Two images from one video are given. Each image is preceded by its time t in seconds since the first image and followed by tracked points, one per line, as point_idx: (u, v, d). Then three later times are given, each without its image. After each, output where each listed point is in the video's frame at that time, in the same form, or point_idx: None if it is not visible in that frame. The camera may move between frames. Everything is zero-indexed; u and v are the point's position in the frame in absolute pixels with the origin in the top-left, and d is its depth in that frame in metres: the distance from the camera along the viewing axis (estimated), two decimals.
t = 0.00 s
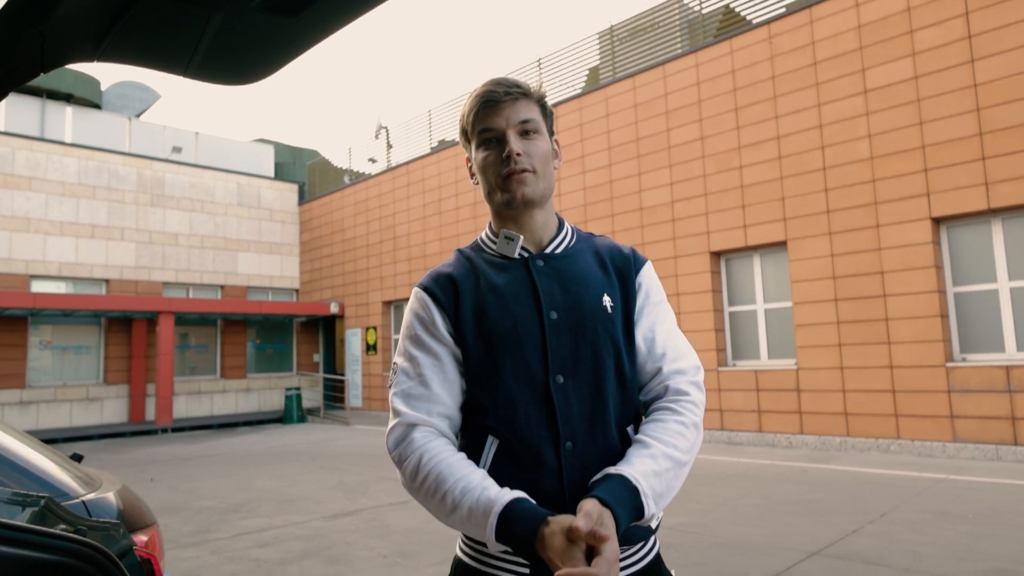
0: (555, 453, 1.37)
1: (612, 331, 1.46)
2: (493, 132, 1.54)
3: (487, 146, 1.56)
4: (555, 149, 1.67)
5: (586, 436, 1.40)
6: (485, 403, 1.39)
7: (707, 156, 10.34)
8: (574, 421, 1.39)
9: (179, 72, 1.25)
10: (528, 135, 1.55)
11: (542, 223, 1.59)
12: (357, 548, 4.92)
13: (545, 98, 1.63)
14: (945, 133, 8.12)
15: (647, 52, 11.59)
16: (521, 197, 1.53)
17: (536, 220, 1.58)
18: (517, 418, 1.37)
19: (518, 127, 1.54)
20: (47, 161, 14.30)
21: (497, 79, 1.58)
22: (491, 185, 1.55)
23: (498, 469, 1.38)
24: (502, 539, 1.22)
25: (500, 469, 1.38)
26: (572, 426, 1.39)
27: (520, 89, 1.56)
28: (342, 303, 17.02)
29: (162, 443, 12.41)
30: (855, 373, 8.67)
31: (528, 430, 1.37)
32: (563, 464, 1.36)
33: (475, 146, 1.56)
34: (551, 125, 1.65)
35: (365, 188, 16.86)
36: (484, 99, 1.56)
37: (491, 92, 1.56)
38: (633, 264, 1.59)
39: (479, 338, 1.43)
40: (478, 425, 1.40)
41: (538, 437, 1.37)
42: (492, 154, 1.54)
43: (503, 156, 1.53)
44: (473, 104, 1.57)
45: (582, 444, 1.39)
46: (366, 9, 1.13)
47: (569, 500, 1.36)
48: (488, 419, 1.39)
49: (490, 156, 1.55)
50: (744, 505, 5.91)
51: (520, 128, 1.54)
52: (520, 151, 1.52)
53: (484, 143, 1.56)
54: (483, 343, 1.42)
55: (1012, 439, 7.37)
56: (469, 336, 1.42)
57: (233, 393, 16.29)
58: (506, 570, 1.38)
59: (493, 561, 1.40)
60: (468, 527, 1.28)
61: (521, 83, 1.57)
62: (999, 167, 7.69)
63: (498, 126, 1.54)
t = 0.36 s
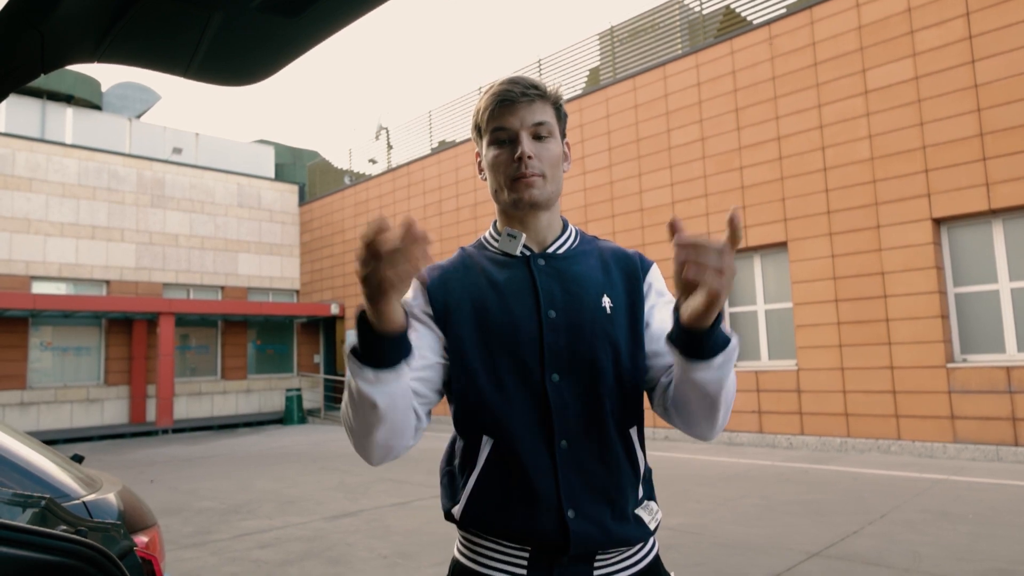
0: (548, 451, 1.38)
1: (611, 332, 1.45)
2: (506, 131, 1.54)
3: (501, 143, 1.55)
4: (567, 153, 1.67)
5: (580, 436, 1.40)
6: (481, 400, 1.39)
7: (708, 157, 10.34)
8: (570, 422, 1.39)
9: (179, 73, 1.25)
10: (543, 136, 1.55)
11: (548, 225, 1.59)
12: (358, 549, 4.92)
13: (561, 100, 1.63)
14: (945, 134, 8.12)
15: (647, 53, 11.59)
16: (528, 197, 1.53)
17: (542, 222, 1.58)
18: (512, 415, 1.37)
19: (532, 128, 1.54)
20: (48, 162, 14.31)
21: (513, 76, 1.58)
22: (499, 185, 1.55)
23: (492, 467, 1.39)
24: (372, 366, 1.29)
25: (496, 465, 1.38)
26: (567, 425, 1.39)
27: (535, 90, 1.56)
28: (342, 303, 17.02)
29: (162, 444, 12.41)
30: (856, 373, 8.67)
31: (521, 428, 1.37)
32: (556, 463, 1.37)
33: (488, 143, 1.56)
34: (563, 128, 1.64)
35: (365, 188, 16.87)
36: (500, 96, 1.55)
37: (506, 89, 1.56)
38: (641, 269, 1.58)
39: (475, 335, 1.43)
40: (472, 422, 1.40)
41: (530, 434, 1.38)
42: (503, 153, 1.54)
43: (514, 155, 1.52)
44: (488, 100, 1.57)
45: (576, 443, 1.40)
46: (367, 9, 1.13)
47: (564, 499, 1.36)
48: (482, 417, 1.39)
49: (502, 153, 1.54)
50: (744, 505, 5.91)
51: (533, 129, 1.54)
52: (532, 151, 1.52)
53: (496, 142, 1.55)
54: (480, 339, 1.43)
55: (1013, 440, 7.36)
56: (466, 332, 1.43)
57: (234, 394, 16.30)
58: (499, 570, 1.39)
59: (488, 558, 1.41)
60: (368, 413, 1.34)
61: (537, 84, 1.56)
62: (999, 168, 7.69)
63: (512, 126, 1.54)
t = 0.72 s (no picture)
0: (544, 449, 1.39)
1: (610, 331, 1.45)
2: (506, 133, 1.55)
3: (500, 143, 1.56)
4: (571, 154, 1.67)
5: (578, 436, 1.41)
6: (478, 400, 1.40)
7: (709, 157, 10.35)
8: (569, 421, 1.40)
9: (180, 73, 1.26)
10: (544, 138, 1.55)
11: (548, 226, 1.59)
12: (359, 548, 4.93)
13: (565, 100, 1.62)
14: (946, 133, 8.12)
15: (648, 52, 11.60)
16: (524, 200, 1.54)
17: (542, 223, 1.59)
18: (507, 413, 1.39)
19: (531, 131, 1.54)
20: (49, 162, 14.32)
21: (516, 76, 1.58)
22: (498, 186, 1.57)
23: (487, 465, 1.40)
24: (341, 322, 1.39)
25: (492, 464, 1.40)
26: (564, 425, 1.39)
27: (536, 91, 1.56)
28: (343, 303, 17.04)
29: (164, 444, 12.43)
30: (857, 373, 8.67)
31: (517, 426, 1.39)
32: (553, 462, 1.37)
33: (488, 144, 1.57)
34: (568, 129, 1.64)
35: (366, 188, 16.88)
36: (502, 96, 1.56)
37: (507, 89, 1.57)
38: (645, 269, 1.58)
39: (472, 334, 1.44)
40: (468, 422, 1.41)
41: (525, 433, 1.39)
42: (502, 154, 1.55)
43: (511, 157, 1.53)
44: (490, 101, 1.58)
45: (574, 443, 1.40)
46: (366, 10, 1.14)
47: (560, 499, 1.36)
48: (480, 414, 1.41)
49: (500, 153, 1.56)
50: (745, 505, 5.91)
51: (533, 133, 1.54)
52: (530, 154, 1.52)
53: (497, 143, 1.56)
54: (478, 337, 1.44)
55: (1014, 440, 7.36)
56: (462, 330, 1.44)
57: (235, 394, 16.31)
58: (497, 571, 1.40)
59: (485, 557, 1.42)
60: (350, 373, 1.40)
61: (540, 85, 1.56)
62: (1001, 168, 7.69)
63: (512, 128, 1.54)
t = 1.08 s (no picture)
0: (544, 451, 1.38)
1: (609, 331, 1.45)
2: (498, 133, 1.55)
3: (494, 145, 1.57)
4: (570, 150, 1.66)
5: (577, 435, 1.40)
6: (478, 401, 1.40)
7: (710, 155, 10.33)
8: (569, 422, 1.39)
9: (181, 72, 1.26)
10: (537, 138, 1.54)
11: (547, 224, 1.59)
12: (360, 546, 4.94)
13: (559, 96, 1.60)
14: (948, 131, 8.11)
15: (649, 50, 11.58)
16: (518, 200, 1.53)
17: (540, 222, 1.59)
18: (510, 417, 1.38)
19: (523, 131, 1.53)
20: (51, 161, 14.33)
21: (507, 77, 1.57)
22: (493, 187, 1.57)
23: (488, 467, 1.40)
24: (460, 468, 1.21)
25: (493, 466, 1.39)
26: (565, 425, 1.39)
27: (527, 91, 1.54)
28: (343, 301, 17.04)
29: (166, 442, 12.45)
30: (858, 371, 8.67)
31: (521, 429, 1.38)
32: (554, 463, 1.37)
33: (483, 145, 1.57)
34: (564, 125, 1.62)
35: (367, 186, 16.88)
36: (493, 97, 1.56)
37: (498, 91, 1.56)
38: (641, 270, 1.58)
39: (472, 335, 1.44)
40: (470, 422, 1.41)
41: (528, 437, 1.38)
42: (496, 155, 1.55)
43: (503, 158, 1.53)
44: (482, 102, 1.58)
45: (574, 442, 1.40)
46: (365, 8, 1.13)
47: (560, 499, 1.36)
48: (480, 415, 1.42)
49: (494, 155, 1.56)
50: (746, 503, 5.91)
51: (524, 132, 1.54)
52: (520, 155, 1.52)
53: (491, 144, 1.57)
54: (478, 338, 1.43)
55: (1015, 438, 7.36)
56: (464, 332, 1.44)
57: (236, 392, 16.33)
58: (499, 570, 1.40)
59: (490, 560, 1.41)
60: (433, 481, 1.26)
61: (531, 84, 1.55)
62: (1003, 166, 7.68)
63: (503, 128, 1.54)
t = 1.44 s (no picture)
0: (547, 451, 1.38)
1: (611, 333, 1.46)
2: (489, 132, 1.56)
3: (486, 145, 1.58)
4: (565, 144, 1.66)
5: (577, 437, 1.40)
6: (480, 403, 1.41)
7: (710, 153, 10.33)
8: (570, 421, 1.39)
9: (182, 70, 1.26)
10: (528, 133, 1.54)
11: (545, 221, 1.59)
12: (361, 544, 4.95)
13: (549, 89, 1.60)
14: (949, 129, 8.10)
15: (649, 48, 11.57)
16: (513, 197, 1.53)
17: (538, 219, 1.59)
18: (513, 419, 1.38)
19: (513, 127, 1.54)
20: (51, 159, 14.33)
21: (494, 75, 1.58)
22: (488, 184, 1.57)
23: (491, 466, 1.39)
24: (481, 498, 1.28)
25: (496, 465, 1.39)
26: (566, 425, 1.39)
27: (515, 87, 1.55)
28: (344, 300, 17.04)
29: (166, 440, 12.46)
30: (859, 370, 8.66)
31: (524, 431, 1.38)
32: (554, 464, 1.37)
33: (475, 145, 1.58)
34: (557, 119, 1.63)
35: (368, 184, 16.89)
36: (482, 96, 1.57)
37: (486, 90, 1.57)
38: (642, 271, 1.59)
39: (472, 334, 1.43)
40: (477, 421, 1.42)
41: (531, 438, 1.38)
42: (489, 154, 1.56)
43: (496, 156, 1.54)
44: (472, 103, 1.59)
45: (575, 443, 1.39)
46: (365, 6, 1.13)
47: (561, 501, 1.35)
48: (483, 416, 1.42)
49: (486, 155, 1.57)
50: (747, 501, 5.91)
51: (515, 129, 1.54)
52: (512, 152, 1.52)
53: (483, 143, 1.58)
54: (479, 340, 1.43)
55: (1016, 436, 7.35)
56: (465, 334, 1.43)
57: (237, 390, 16.36)
58: (500, 569, 1.40)
59: (492, 561, 1.41)
60: (448, 498, 1.34)
61: (520, 80, 1.56)
62: (1004, 164, 7.66)
63: (494, 126, 1.55)
